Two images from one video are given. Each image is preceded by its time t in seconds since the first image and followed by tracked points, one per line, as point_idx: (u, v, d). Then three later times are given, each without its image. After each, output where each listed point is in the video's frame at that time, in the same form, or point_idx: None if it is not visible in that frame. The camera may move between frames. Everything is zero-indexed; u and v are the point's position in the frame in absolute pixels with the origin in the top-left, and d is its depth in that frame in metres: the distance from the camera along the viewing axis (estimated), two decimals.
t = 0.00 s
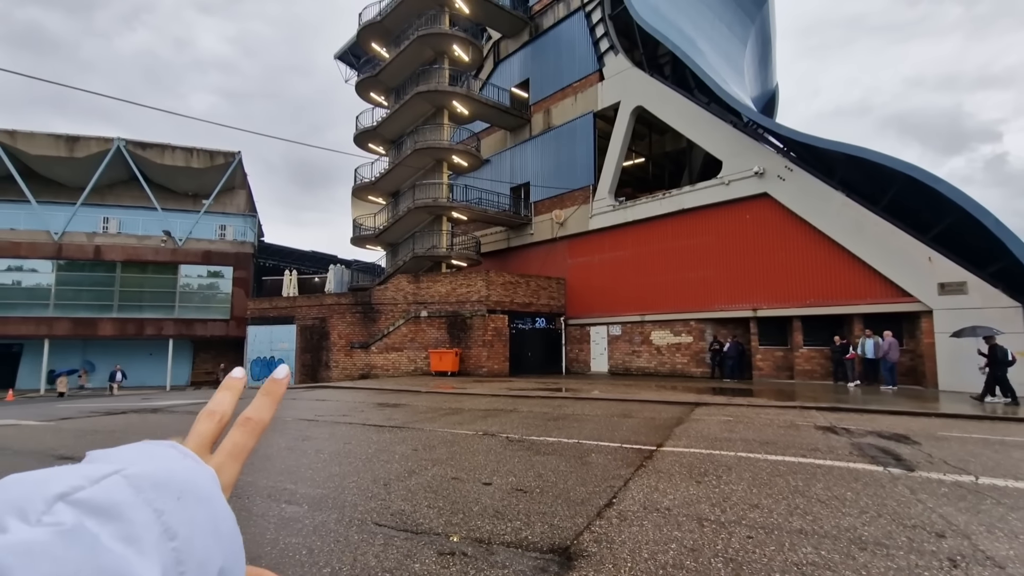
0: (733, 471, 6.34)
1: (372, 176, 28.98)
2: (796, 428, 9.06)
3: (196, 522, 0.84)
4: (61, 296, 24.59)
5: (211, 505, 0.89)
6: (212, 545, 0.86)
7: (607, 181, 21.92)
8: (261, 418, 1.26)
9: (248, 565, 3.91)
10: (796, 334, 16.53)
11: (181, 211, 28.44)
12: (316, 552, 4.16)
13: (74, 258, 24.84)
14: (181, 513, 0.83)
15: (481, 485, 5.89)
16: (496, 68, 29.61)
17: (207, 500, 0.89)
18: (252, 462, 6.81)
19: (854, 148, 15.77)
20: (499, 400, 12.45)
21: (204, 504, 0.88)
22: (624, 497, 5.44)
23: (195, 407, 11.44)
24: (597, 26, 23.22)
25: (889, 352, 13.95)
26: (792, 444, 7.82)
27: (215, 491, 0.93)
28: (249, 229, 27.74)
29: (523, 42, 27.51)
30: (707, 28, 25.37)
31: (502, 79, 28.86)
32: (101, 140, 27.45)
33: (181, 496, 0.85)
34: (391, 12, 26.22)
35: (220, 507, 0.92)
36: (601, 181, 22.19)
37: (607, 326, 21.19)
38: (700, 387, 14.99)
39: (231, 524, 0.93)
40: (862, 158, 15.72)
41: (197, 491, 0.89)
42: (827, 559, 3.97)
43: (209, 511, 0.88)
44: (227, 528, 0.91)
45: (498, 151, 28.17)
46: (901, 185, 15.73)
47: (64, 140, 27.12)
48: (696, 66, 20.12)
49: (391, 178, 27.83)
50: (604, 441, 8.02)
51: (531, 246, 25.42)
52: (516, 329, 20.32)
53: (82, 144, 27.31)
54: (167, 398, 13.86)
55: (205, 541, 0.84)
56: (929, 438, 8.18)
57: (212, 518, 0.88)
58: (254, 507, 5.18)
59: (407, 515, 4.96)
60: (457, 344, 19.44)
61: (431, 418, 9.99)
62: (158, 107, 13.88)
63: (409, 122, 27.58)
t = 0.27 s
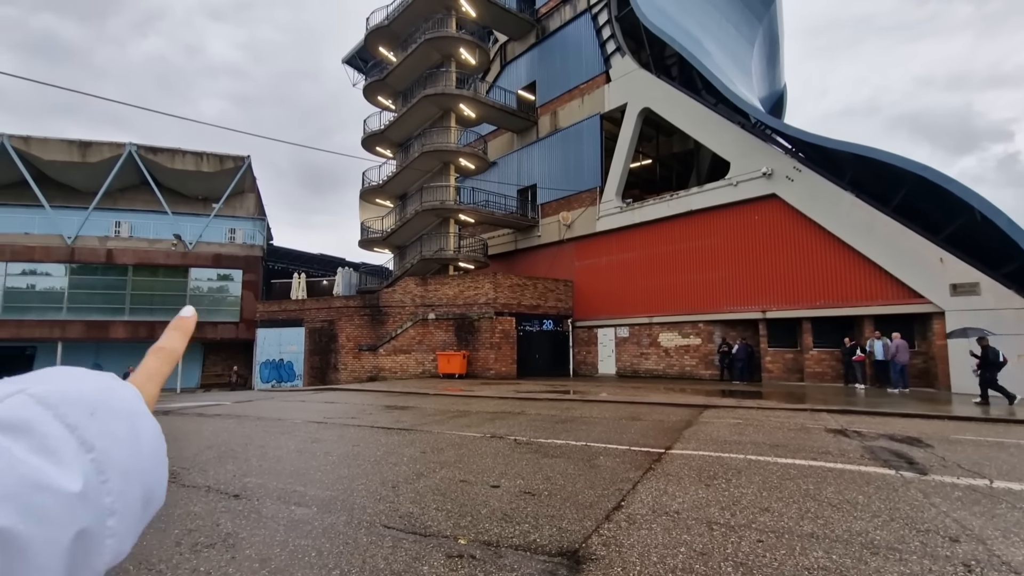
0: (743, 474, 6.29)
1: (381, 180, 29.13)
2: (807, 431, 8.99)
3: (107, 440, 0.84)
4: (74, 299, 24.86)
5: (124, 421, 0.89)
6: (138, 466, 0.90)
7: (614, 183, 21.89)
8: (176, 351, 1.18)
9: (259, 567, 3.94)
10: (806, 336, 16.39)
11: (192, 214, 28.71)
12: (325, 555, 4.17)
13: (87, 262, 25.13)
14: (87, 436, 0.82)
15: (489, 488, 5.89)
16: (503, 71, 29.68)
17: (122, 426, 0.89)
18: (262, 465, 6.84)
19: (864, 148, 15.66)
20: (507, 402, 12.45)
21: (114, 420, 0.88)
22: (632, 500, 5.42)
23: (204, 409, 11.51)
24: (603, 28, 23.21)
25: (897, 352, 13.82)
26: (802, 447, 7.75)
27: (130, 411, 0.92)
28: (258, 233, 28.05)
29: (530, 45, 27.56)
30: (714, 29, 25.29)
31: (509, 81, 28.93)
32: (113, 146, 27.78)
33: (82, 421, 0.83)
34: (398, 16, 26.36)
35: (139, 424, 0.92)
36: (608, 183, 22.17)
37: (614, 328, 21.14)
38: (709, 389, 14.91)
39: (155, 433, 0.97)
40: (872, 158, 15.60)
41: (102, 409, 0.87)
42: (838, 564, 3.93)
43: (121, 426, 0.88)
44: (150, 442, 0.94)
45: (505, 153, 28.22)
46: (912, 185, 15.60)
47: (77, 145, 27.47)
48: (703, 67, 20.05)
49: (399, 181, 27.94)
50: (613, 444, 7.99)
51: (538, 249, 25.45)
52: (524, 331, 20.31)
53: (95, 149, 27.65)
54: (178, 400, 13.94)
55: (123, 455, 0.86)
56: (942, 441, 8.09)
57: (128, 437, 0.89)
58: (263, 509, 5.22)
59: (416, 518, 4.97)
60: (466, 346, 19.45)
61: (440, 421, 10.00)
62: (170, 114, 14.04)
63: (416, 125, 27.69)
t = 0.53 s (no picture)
0: (767, 480, 6.19)
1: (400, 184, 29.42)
2: (832, 435, 8.81)
3: (56, 287, 0.91)
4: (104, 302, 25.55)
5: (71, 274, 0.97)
6: (93, 318, 1.00)
7: (633, 185, 21.77)
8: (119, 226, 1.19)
9: (285, 567, 4.00)
10: (830, 338, 16.08)
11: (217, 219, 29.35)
12: (348, 556, 4.21)
13: (117, 266, 25.85)
14: (35, 282, 0.88)
15: (510, 491, 5.89)
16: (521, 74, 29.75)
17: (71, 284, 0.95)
18: (288, 466, 6.96)
19: (890, 147, 15.30)
20: (526, 405, 12.43)
21: (55, 272, 0.94)
22: (654, 504, 5.38)
23: (230, 410, 11.72)
24: (622, 29, 23.10)
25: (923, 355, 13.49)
26: (828, 452, 7.59)
27: (73, 269, 0.99)
28: (280, 236, 28.52)
29: (547, 47, 27.59)
30: (734, 28, 24.99)
31: (527, 84, 28.99)
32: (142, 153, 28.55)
33: (25, 268, 0.88)
34: (417, 22, 26.63)
35: (87, 282, 1.00)
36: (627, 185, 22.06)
37: (633, 330, 21.00)
38: (730, 392, 14.73)
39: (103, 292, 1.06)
40: (899, 156, 15.23)
41: (40, 261, 0.92)
42: (867, 573, 3.85)
43: (64, 275, 0.94)
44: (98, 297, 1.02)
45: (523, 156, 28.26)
46: (941, 184, 15.19)
47: (107, 152, 28.29)
48: (724, 67, 19.84)
49: (418, 184, 28.17)
50: (633, 447, 7.94)
51: (557, 251, 25.41)
52: (542, 334, 20.30)
53: (124, 156, 28.44)
54: (205, 402, 14.24)
55: (76, 304, 0.96)
56: (975, 448, 7.85)
57: (78, 289, 0.97)
58: (288, 509, 5.30)
59: (437, 520, 4.99)
60: (484, 349, 19.50)
61: (459, 423, 10.04)
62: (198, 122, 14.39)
63: (435, 129, 27.90)
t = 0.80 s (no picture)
0: (810, 488, 5.99)
1: (432, 190, 29.83)
2: (879, 443, 8.46)
3: (108, 265, 0.98)
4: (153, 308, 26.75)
5: (124, 251, 1.03)
6: (144, 294, 1.05)
7: (666, 187, 21.46)
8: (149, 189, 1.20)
9: (326, 566, 4.11)
10: (876, 342, 15.43)
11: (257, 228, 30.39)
12: (386, 556, 4.29)
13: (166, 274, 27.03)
14: (89, 261, 0.96)
15: (544, 495, 5.89)
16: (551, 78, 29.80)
17: (120, 262, 1.01)
18: (327, 467, 7.14)
19: (939, 141, 14.64)
20: (558, 409, 12.40)
21: (107, 248, 1.01)
22: (691, 512, 5.28)
23: (272, 413, 12.14)
24: (653, 29, 22.86)
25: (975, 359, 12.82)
26: (875, 460, 7.28)
27: (122, 243, 1.04)
28: (318, 243, 29.42)
29: (577, 50, 27.54)
30: (769, 24, 24.40)
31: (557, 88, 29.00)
32: (188, 165, 29.85)
33: (79, 246, 0.96)
34: (448, 30, 27.02)
35: (135, 256, 1.05)
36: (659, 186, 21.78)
37: (668, 334, 20.66)
38: (770, 397, 14.32)
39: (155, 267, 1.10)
40: (946, 150, 14.58)
41: (91, 239, 0.99)
42: None
43: (114, 251, 1.01)
44: (149, 271, 1.07)
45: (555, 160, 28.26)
46: (995, 179, 14.42)
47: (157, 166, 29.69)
48: (759, 64, 19.39)
49: (450, 190, 28.51)
50: (668, 453, 7.83)
51: (588, 254, 25.26)
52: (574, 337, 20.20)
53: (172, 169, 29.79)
54: (248, 404, 14.74)
55: (132, 282, 1.02)
56: None
57: (128, 266, 1.02)
58: (328, 510, 5.44)
59: (472, 523, 5.03)
60: (516, 352, 19.53)
61: (492, 427, 10.10)
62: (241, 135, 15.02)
63: (467, 135, 28.19)
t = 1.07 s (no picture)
0: (829, 493, 5.89)
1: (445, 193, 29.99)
2: (901, 447, 8.29)
3: (127, 243, 1.04)
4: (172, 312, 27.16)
5: (141, 229, 1.09)
6: (162, 272, 1.11)
7: (680, 188, 21.33)
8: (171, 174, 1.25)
9: (341, 567, 4.14)
10: (896, 343, 15.14)
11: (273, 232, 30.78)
12: (401, 559, 4.31)
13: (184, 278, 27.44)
14: (107, 240, 1.02)
15: (558, 499, 5.86)
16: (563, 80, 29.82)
17: (139, 240, 1.07)
18: (342, 469, 7.17)
19: (959, 139, 14.37)
20: (572, 412, 12.34)
21: (125, 226, 1.07)
22: (708, 516, 5.22)
23: (288, 415, 12.27)
24: (665, 30, 22.76)
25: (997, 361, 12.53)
26: (897, 465, 7.14)
27: (140, 222, 1.11)
28: (333, 247, 29.83)
29: (589, 52, 27.53)
30: (783, 22, 24.15)
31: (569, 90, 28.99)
32: (206, 171, 30.35)
33: (98, 224, 1.03)
34: (461, 34, 27.18)
35: (152, 234, 1.11)
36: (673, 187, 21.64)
37: (682, 336, 20.50)
38: (787, 400, 14.12)
39: (171, 246, 1.16)
40: (969, 148, 14.27)
41: (110, 217, 1.06)
42: None
43: (132, 230, 1.07)
44: (166, 251, 1.13)
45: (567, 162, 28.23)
46: (1019, 176, 14.10)
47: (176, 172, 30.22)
48: (774, 63, 19.20)
49: (463, 193, 28.62)
50: (683, 457, 7.76)
51: (601, 256, 25.18)
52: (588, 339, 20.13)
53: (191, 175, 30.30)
54: (265, 407, 14.88)
55: (150, 260, 1.08)
56: None
57: (146, 245, 1.08)
58: (343, 512, 5.47)
59: (487, 526, 5.03)
60: (530, 355, 19.50)
61: (506, 430, 10.08)
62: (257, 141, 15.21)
63: (479, 138, 28.30)
